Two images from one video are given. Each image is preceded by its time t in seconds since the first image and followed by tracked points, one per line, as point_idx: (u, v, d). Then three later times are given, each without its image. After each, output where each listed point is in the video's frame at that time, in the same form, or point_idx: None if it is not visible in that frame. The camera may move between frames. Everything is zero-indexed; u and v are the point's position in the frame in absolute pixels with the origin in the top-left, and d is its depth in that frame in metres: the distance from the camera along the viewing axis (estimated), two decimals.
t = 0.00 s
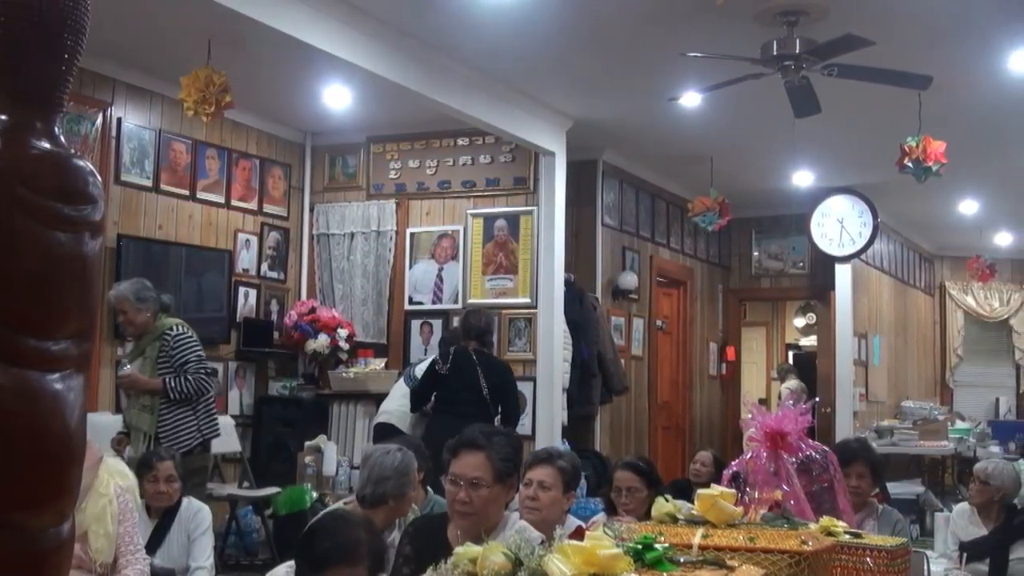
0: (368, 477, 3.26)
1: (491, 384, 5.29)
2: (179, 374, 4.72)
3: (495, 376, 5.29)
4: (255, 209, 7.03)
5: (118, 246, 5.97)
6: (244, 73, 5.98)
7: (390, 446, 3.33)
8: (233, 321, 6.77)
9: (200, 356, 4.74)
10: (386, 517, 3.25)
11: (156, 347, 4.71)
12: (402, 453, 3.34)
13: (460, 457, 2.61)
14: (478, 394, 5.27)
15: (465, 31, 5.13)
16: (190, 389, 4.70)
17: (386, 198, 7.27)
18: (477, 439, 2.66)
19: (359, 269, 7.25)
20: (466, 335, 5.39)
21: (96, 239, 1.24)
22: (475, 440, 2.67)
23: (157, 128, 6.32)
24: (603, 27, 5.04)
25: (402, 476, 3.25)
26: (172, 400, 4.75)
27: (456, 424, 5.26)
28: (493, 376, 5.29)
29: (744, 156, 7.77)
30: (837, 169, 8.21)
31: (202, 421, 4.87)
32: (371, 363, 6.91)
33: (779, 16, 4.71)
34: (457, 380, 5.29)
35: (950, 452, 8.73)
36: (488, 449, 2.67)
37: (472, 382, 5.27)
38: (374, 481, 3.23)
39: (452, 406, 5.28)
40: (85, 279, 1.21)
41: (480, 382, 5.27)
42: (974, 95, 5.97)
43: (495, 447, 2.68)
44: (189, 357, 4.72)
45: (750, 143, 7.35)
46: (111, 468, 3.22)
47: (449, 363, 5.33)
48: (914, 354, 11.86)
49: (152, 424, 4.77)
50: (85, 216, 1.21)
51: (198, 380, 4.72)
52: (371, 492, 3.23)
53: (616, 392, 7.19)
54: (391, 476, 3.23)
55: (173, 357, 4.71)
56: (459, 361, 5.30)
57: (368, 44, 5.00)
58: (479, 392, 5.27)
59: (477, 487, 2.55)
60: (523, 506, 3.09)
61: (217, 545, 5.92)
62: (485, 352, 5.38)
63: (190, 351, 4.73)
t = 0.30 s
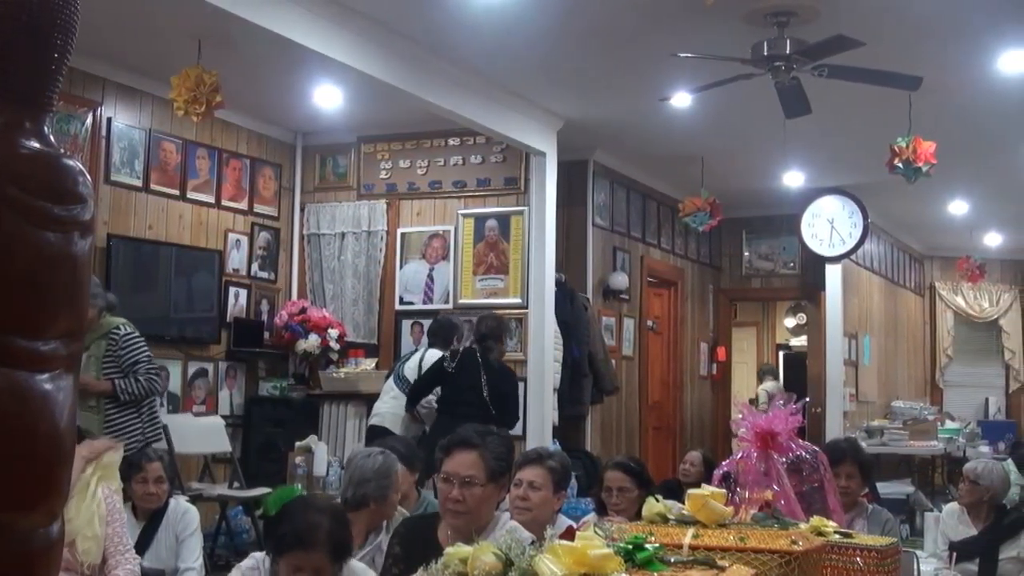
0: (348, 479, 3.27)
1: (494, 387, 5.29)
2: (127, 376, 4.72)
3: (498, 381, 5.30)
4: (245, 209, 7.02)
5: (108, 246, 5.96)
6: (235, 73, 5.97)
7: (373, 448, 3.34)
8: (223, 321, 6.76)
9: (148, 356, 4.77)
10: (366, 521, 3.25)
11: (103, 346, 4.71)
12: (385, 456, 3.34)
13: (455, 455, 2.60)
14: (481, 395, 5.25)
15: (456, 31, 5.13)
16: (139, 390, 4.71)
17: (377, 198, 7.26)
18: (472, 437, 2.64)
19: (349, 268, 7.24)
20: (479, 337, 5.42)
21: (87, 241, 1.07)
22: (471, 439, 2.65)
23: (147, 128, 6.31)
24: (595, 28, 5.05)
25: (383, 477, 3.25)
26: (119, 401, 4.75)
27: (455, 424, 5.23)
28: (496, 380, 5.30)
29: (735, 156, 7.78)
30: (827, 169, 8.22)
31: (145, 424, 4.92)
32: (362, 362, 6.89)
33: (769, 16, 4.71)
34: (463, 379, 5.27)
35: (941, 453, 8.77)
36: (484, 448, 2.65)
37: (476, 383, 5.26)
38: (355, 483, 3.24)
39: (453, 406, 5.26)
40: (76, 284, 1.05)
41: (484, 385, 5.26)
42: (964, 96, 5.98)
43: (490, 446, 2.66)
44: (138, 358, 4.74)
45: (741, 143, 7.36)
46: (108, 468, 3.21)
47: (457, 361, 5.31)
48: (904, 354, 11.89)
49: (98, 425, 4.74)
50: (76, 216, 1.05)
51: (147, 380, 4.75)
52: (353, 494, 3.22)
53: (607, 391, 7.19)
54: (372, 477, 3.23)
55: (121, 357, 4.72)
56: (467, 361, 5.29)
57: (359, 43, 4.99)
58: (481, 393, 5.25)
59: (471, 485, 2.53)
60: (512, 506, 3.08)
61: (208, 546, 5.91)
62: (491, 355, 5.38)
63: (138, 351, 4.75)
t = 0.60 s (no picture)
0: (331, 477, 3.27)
1: (506, 396, 5.15)
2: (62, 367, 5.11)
3: (511, 389, 5.16)
4: (236, 209, 7.01)
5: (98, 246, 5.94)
6: (225, 73, 5.97)
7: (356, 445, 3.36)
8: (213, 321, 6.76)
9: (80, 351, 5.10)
10: (349, 516, 3.26)
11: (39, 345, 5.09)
12: (365, 451, 3.36)
13: (448, 453, 2.59)
14: (492, 403, 5.11)
15: (447, 31, 5.13)
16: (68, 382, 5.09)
17: (368, 198, 7.25)
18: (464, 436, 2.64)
19: (340, 269, 7.23)
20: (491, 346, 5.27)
21: (76, 240, 1.09)
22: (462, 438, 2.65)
23: (137, 127, 6.30)
24: (586, 28, 5.05)
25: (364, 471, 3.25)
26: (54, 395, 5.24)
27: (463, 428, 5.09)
28: (508, 388, 5.17)
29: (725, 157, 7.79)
30: (817, 169, 8.23)
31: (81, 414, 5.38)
32: (352, 362, 6.88)
33: (760, 17, 4.72)
34: (476, 384, 5.13)
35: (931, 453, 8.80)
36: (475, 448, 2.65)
37: (488, 389, 5.12)
38: (336, 478, 3.24)
39: (464, 410, 5.11)
40: (66, 283, 1.07)
41: (496, 391, 5.13)
42: (954, 97, 5.99)
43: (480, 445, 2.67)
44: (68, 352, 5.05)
45: (731, 144, 7.37)
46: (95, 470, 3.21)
47: (470, 366, 5.18)
48: (894, 355, 11.92)
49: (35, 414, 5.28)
50: (66, 216, 1.07)
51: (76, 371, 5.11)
52: (334, 488, 3.23)
53: (598, 392, 7.18)
54: (353, 471, 3.24)
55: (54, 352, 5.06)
56: (481, 365, 5.16)
57: (350, 43, 4.99)
58: (494, 401, 5.10)
59: (462, 484, 2.53)
60: (502, 507, 3.08)
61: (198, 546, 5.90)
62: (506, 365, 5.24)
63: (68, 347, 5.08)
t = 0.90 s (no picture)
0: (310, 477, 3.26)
1: (518, 392, 5.25)
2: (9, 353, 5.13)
3: (522, 386, 5.26)
4: (227, 209, 7.00)
5: (89, 246, 5.93)
6: (217, 73, 5.97)
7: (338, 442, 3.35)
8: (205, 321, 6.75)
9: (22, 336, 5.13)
10: (334, 512, 3.25)
11: None
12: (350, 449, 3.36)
13: (440, 454, 2.57)
14: (506, 403, 5.21)
15: (441, 32, 5.13)
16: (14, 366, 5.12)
17: (359, 198, 7.25)
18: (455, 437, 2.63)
19: (331, 269, 7.23)
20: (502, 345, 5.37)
21: (65, 239, 1.23)
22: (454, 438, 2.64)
23: (129, 127, 6.29)
24: (578, 29, 5.05)
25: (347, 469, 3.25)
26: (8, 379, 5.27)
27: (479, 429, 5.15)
28: (520, 386, 5.27)
29: (717, 157, 7.79)
30: (808, 169, 8.24)
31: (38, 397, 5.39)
32: (344, 362, 6.88)
33: (751, 18, 4.73)
34: (489, 384, 5.21)
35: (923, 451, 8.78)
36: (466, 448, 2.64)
37: (502, 388, 5.21)
38: (319, 474, 3.27)
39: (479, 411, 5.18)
40: (55, 279, 1.20)
41: (510, 389, 5.22)
42: (945, 98, 6.01)
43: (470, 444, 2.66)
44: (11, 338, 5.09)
45: (722, 144, 7.38)
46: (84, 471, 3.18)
47: (482, 367, 5.26)
48: (885, 355, 11.94)
49: None
50: (54, 216, 1.20)
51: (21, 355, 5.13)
52: (317, 485, 3.25)
53: (589, 392, 7.18)
54: (335, 467, 3.25)
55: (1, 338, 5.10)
56: (494, 365, 5.24)
57: (341, 42, 4.98)
58: (508, 400, 5.21)
59: (454, 486, 2.52)
60: (495, 507, 3.09)
61: (190, 546, 5.89)
62: (516, 365, 5.34)
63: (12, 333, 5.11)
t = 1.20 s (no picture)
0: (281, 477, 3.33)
1: (522, 388, 5.37)
2: None
3: (525, 381, 5.38)
4: (218, 209, 7.00)
5: (79, 246, 5.91)
6: (208, 73, 5.97)
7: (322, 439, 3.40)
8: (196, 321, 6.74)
9: None
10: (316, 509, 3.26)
11: None
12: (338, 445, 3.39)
13: (429, 458, 2.52)
14: (511, 399, 5.33)
15: (434, 31, 5.12)
16: None
17: (351, 198, 7.24)
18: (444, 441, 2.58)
19: (323, 269, 7.22)
20: (501, 342, 5.42)
21: (55, 240, 1.08)
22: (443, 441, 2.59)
23: (119, 127, 6.28)
24: (570, 29, 5.05)
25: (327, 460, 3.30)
26: None
27: (488, 427, 5.27)
28: (523, 382, 5.38)
29: (708, 157, 7.80)
30: (799, 170, 8.25)
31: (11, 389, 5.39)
32: (335, 362, 6.88)
33: (742, 18, 4.74)
34: (492, 383, 5.32)
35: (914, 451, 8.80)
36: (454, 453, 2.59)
37: (506, 386, 5.32)
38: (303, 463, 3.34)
39: (486, 409, 5.30)
40: (44, 284, 1.05)
41: (514, 386, 5.34)
42: (936, 98, 6.02)
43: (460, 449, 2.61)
44: None
45: (713, 145, 7.39)
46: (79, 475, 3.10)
47: (483, 366, 5.38)
48: (875, 355, 11.97)
49: None
50: (45, 216, 1.06)
51: None
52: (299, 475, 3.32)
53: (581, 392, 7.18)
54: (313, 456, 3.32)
55: None
56: (495, 364, 5.35)
57: (332, 42, 4.97)
58: (513, 396, 5.33)
59: (443, 492, 2.49)
60: (488, 507, 3.08)
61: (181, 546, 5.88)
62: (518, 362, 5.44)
63: None
